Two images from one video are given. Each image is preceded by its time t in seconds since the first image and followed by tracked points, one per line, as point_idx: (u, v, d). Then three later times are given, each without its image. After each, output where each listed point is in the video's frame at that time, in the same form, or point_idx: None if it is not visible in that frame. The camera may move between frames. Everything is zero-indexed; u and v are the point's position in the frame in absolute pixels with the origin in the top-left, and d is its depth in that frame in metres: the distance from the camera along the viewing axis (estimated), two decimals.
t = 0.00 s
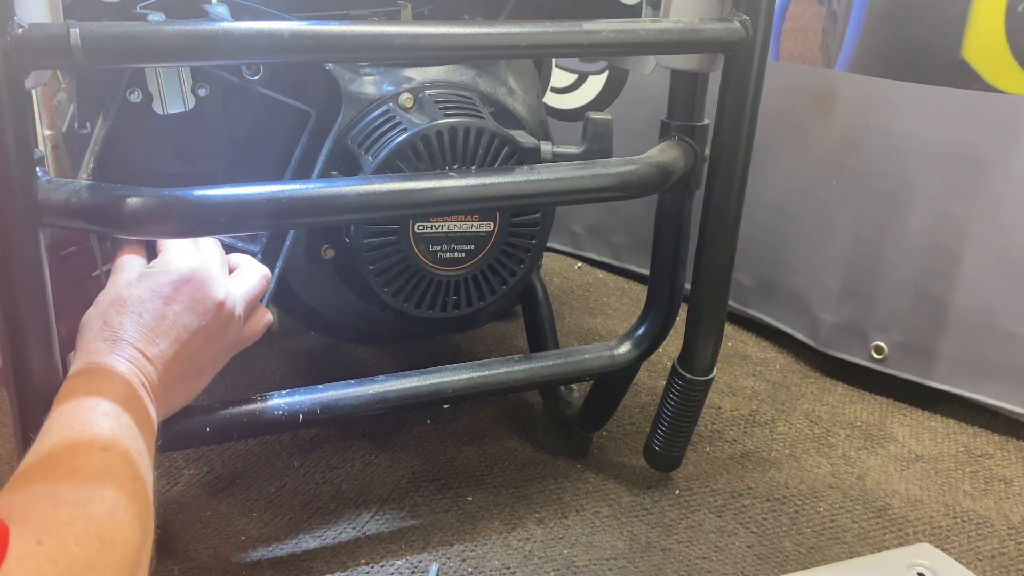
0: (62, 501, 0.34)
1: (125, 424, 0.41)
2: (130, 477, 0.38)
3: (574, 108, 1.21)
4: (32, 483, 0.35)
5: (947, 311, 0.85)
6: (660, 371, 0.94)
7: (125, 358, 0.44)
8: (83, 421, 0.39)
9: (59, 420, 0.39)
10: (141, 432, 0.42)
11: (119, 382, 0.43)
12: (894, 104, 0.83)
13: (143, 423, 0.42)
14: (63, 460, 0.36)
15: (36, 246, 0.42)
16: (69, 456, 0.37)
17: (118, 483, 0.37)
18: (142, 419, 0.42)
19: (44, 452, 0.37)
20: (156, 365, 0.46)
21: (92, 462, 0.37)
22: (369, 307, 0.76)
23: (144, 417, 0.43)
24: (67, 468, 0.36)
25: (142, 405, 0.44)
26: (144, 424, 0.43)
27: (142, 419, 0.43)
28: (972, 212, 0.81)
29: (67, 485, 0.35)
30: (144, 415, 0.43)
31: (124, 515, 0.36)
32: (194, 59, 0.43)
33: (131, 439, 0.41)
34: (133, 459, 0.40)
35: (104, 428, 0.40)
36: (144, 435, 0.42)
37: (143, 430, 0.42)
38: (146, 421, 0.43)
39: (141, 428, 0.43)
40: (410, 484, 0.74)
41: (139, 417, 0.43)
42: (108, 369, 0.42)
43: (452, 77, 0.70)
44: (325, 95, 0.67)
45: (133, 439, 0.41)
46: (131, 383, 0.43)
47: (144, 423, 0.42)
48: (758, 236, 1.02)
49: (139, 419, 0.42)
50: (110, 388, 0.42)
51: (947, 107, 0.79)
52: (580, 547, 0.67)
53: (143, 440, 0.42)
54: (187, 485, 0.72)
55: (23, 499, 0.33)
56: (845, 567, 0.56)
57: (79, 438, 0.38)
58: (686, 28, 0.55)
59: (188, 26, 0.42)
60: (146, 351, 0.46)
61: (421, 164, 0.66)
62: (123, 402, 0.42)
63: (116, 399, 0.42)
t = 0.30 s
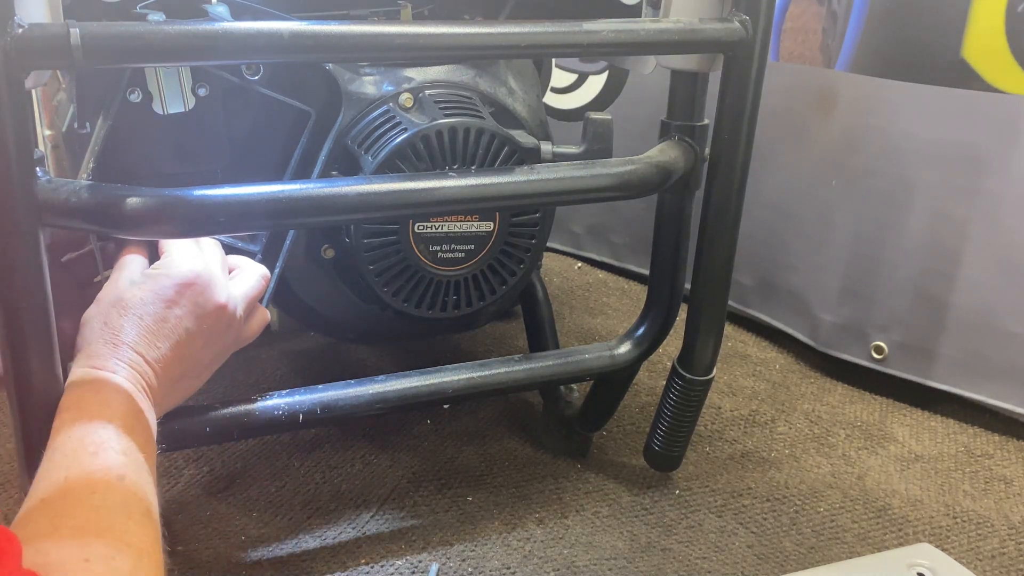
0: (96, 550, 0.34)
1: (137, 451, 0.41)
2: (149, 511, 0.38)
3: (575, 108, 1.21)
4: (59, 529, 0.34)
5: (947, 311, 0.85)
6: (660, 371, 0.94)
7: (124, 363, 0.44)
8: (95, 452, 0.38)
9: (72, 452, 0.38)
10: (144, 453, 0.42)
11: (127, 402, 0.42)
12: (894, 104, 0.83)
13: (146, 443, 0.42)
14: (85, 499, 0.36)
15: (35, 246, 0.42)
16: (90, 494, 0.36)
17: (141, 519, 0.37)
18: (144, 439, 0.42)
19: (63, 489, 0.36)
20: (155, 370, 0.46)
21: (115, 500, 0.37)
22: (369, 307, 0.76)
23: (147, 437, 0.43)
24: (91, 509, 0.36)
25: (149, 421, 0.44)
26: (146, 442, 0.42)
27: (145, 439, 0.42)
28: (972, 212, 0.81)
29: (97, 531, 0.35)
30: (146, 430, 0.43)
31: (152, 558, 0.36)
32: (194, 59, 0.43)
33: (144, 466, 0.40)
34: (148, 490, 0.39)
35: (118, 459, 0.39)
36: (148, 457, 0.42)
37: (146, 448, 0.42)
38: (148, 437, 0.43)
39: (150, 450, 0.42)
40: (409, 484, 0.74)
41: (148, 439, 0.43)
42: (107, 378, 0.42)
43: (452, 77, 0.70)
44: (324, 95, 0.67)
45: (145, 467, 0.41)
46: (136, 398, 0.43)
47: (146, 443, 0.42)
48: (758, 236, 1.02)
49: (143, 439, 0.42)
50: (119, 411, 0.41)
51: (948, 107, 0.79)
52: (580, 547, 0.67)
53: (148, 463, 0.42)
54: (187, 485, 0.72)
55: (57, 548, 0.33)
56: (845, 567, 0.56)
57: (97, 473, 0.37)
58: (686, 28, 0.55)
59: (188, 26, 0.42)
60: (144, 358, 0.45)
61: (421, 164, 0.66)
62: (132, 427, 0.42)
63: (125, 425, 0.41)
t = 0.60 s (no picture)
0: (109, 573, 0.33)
1: (142, 461, 0.41)
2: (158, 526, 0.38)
3: (574, 108, 1.21)
4: (71, 550, 0.34)
5: (947, 311, 0.85)
6: (660, 371, 0.94)
7: (125, 365, 0.44)
8: (101, 464, 0.38)
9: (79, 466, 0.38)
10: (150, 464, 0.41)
11: (131, 411, 0.42)
12: (895, 104, 0.83)
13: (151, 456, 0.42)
14: (95, 515, 0.36)
15: (36, 247, 0.42)
16: (99, 510, 0.36)
17: (152, 535, 0.37)
18: (150, 451, 0.42)
19: (72, 505, 0.36)
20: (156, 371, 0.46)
21: (125, 515, 0.36)
22: (369, 307, 0.76)
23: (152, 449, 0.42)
24: (102, 525, 0.35)
25: (152, 427, 0.44)
26: (152, 454, 0.42)
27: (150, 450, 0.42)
28: (972, 212, 0.81)
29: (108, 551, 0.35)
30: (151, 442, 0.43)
31: None
32: (194, 59, 0.43)
33: (150, 479, 0.40)
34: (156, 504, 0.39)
35: (124, 471, 0.39)
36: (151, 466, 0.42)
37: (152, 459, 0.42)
38: (153, 449, 0.43)
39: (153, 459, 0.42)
40: (409, 484, 0.74)
41: (152, 448, 0.43)
42: (108, 380, 0.43)
43: (452, 77, 0.70)
44: (325, 95, 0.67)
45: (150, 479, 0.41)
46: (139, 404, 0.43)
47: (151, 454, 0.42)
48: (759, 236, 1.02)
49: (148, 450, 0.42)
50: (123, 421, 0.41)
51: (948, 107, 0.79)
52: (580, 547, 0.67)
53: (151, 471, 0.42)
54: (187, 485, 0.72)
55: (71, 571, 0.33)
56: (845, 567, 0.56)
57: (106, 488, 0.37)
58: (686, 28, 0.55)
59: (189, 26, 0.42)
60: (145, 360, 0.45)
61: (421, 164, 0.66)
62: (138, 437, 0.41)
63: (131, 434, 0.41)
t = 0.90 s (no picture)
0: None
1: (140, 473, 0.40)
2: (149, 542, 0.38)
3: (574, 108, 1.21)
4: (60, 560, 0.34)
5: (947, 311, 0.85)
6: (660, 371, 0.94)
7: (127, 374, 0.44)
8: (97, 475, 0.38)
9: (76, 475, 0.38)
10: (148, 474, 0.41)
11: (131, 422, 0.42)
12: (895, 104, 0.83)
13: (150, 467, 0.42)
14: (87, 528, 0.36)
15: (35, 246, 0.42)
16: (91, 523, 0.36)
17: (142, 552, 0.36)
18: (148, 462, 0.42)
19: (66, 516, 0.36)
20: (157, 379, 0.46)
21: (117, 530, 0.36)
22: (369, 307, 0.76)
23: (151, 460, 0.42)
24: (92, 539, 0.35)
25: (154, 437, 0.44)
26: (150, 465, 0.42)
27: (148, 461, 0.42)
28: (972, 211, 0.81)
29: (96, 566, 0.34)
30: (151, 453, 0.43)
31: None
32: (194, 59, 0.43)
33: (145, 492, 0.40)
34: (149, 518, 0.39)
35: (120, 482, 0.39)
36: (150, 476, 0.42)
37: (151, 469, 0.42)
38: (152, 460, 0.43)
39: (152, 470, 0.42)
40: (409, 484, 0.74)
41: (151, 461, 0.42)
42: (109, 391, 0.43)
43: (452, 77, 0.70)
44: (325, 95, 0.67)
45: (147, 492, 0.40)
46: (140, 415, 0.43)
47: (150, 465, 0.42)
48: (759, 236, 1.02)
49: (147, 460, 0.42)
50: (123, 432, 0.41)
51: (948, 107, 0.79)
52: (580, 547, 0.67)
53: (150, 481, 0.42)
54: (187, 485, 0.72)
55: None
56: (845, 567, 0.56)
57: (100, 501, 0.37)
58: (686, 28, 0.55)
59: (189, 26, 0.42)
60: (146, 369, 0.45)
61: (421, 165, 0.66)
62: (136, 449, 0.41)
63: (130, 446, 0.41)
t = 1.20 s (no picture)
0: (97, 567, 0.33)
1: (137, 459, 0.40)
2: (147, 526, 0.37)
3: (575, 108, 1.21)
4: (59, 545, 0.33)
5: (947, 311, 0.85)
6: (660, 371, 0.94)
7: (125, 363, 0.44)
8: (93, 461, 0.38)
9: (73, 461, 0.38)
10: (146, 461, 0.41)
11: (128, 411, 0.42)
12: (895, 104, 0.83)
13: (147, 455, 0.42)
14: (84, 513, 0.35)
15: (36, 247, 0.42)
16: (88, 508, 0.36)
17: (139, 536, 0.36)
18: (145, 450, 0.42)
19: (63, 500, 0.36)
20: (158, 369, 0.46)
21: (114, 514, 0.36)
22: (369, 307, 0.76)
23: (147, 448, 0.42)
24: (90, 523, 0.35)
25: (151, 425, 0.44)
26: (147, 453, 0.42)
27: (145, 448, 0.42)
28: (971, 212, 0.81)
29: (96, 548, 0.34)
30: (147, 441, 0.43)
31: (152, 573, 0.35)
32: (194, 59, 0.43)
33: (143, 477, 0.40)
34: (147, 503, 0.39)
35: (116, 468, 0.39)
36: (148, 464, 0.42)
37: (148, 457, 0.42)
38: (149, 448, 0.43)
39: (150, 458, 0.42)
40: (410, 484, 0.74)
41: (149, 449, 0.42)
42: (108, 378, 0.43)
43: (452, 77, 0.70)
44: (324, 95, 0.67)
45: (145, 477, 0.40)
46: (138, 404, 0.43)
47: (147, 452, 0.42)
48: (759, 236, 1.02)
49: (144, 448, 0.42)
50: (120, 420, 0.41)
51: (947, 107, 0.79)
52: (580, 547, 0.67)
53: (148, 469, 0.42)
54: (187, 485, 0.72)
55: (59, 564, 0.32)
56: (845, 567, 0.56)
57: (97, 485, 0.37)
58: (686, 28, 0.55)
59: (189, 26, 0.42)
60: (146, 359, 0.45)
61: (421, 164, 0.66)
62: (133, 436, 0.41)
63: (127, 433, 0.41)
